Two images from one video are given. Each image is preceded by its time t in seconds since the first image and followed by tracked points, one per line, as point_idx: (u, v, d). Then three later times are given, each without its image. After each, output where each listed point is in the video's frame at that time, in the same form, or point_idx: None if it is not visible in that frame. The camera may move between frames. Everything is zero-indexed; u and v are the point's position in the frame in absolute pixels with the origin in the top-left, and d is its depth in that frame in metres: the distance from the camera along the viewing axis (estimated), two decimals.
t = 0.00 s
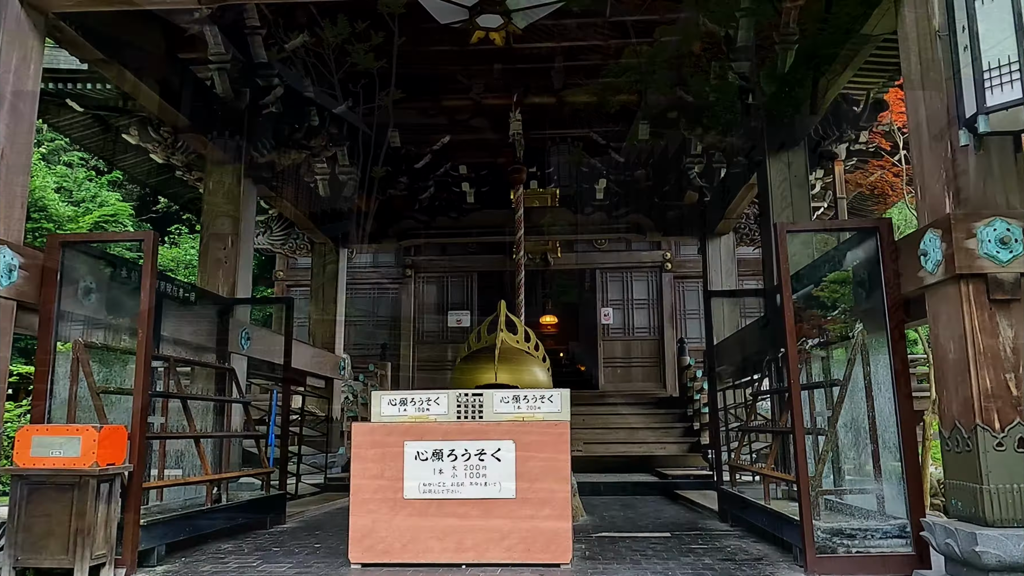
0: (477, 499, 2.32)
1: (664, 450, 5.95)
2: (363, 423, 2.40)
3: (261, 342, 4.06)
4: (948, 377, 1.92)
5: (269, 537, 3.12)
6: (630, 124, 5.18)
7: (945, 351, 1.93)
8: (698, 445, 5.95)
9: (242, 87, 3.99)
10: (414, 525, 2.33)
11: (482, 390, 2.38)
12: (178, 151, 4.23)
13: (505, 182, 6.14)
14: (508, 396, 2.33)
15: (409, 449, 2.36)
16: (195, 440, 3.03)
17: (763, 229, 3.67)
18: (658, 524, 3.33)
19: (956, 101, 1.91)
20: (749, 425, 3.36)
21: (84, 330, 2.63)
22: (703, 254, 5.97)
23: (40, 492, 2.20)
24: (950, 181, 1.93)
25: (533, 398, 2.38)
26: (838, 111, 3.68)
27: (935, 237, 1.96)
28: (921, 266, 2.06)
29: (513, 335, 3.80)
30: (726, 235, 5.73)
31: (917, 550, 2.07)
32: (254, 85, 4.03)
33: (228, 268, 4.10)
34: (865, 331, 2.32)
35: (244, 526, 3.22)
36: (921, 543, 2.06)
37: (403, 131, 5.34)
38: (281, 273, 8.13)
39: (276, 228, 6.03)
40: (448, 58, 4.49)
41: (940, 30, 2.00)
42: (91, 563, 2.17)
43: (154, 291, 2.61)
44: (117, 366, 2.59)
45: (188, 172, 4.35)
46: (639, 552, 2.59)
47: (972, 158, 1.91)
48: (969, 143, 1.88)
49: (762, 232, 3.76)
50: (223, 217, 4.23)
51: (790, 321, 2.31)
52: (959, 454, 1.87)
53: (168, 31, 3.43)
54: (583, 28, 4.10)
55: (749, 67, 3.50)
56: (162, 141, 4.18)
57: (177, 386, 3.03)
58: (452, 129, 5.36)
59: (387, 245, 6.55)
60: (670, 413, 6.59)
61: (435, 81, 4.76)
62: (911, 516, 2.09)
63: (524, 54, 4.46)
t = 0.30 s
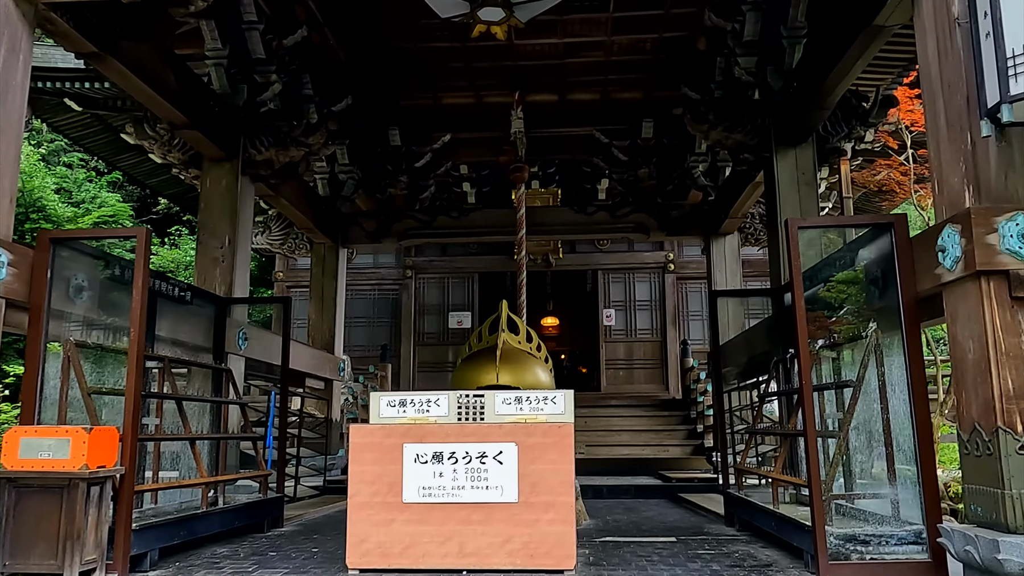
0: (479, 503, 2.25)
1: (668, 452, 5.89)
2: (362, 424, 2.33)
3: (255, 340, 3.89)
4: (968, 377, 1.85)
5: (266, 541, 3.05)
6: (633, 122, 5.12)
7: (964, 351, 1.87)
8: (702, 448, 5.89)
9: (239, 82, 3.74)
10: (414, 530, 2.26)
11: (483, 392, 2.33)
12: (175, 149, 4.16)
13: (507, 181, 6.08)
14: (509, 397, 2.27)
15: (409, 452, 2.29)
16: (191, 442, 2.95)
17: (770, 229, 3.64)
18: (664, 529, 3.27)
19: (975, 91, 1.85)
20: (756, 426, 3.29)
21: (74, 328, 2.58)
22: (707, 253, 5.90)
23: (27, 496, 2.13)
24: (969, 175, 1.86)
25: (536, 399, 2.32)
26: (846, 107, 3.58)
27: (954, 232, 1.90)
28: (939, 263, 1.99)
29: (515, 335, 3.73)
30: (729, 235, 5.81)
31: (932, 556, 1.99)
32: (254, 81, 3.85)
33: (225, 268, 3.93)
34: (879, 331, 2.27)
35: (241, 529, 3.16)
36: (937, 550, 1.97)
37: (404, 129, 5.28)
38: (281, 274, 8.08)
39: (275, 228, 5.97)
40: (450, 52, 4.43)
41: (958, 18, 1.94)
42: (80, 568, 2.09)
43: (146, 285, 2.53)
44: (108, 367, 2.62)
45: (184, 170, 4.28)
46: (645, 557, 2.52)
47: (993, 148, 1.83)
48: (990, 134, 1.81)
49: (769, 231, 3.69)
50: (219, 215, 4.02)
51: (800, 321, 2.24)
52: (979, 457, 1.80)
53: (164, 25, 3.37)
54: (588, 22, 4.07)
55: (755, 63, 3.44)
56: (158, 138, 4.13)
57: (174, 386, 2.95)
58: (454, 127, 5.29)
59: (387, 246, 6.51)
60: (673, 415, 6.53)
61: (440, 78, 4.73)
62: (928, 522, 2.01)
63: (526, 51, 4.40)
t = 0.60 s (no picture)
0: (480, 516, 2.15)
1: (673, 452, 5.79)
2: (358, 434, 2.23)
3: (251, 341, 3.76)
4: (996, 386, 1.74)
5: (261, 552, 2.96)
6: (638, 115, 5.00)
7: (992, 358, 1.76)
8: (707, 447, 5.79)
9: (233, 76, 3.63)
10: (411, 545, 2.16)
11: (484, 398, 2.23)
12: (168, 145, 4.00)
13: (508, 176, 5.96)
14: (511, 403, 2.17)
15: (407, 462, 2.19)
16: (182, 449, 2.85)
17: (781, 227, 3.56)
18: (669, 536, 3.18)
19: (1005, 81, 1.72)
20: (767, 431, 3.18)
21: (58, 333, 2.48)
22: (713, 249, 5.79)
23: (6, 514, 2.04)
24: (998, 170, 1.74)
25: (539, 406, 2.22)
26: (857, 99, 3.45)
27: (980, 231, 1.78)
28: (964, 265, 1.88)
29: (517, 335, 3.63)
30: (735, 230, 5.70)
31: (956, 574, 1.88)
32: (248, 76, 3.70)
33: (220, 267, 3.78)
34: (899, 334, 2.17)
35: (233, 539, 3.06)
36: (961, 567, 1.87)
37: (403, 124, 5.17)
38: (281, 271, 7.99)
39: (272, 224, 5.87)
40: (449, 46, 4.31)
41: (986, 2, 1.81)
42: None
43: (131, 288, 2.40)
44: (94, 376, 2.56)
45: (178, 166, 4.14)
46: (654, 569, 2.42)
47: None
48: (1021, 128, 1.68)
49: (779, 228, 3.58)
50: (211, 211, 3.85)
51: (817, 326, 2.12)
52: (1009, 471, 1.70)
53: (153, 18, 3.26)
54: (590, 12, 3.95)
55: (764, 54, 3.33)
56: (150, 133, 4.01)
57: (166, 392, 2.85)
58: (456, 121, 5.17)
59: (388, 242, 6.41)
60: (678, 414, 6.44)
61: (438, 72, 4.62)
62: (952, 537, 1.91)
63: (527, 42, 4.28)
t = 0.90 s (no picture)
0: (485, 526, 2.08)
1: (677, 452, 5.74)
2: (359, 441, 2.17)
3: (250, 341, 3.70)
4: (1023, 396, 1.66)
5: (259, 559, 2.90)
6: (642, 111, 4.92)
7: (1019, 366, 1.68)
8: (712, 446, 5.74)
9: (231, 72, 3.51)
10: (414, 556, 2.10)
11: (489, 404, 2.24)
12: (164, 142, 3.95)
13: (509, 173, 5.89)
14: (517, 409, 2.20)
15: (409, 471, 2.13)
16: (179, 455, 2.78)
17: (790, 224, 3.48)
18: (676, 542, 3.12)
19: None
20: (776, 436, 3.12)
21: (52, 337, 2.42)
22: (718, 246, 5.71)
23: None
24: None
25: (544, 411, 2.24)
26: (867, 95, 3.38)
27: (1006, 234, 1.70)
28: (988, 268, 1.81)
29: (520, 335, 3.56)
30: (740, 228, 5.64)
31: None
32: (246, 72, 3.59)
33: (218, 266, 3.66)
34: (917, 338, 2.09)
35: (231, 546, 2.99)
36: None
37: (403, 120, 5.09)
38: (281, 268, 7.92)
39: (272, 222, 5.79)
40: (451, 40, 4.23)
41: None
42: None
43: (125, 292, 2.33)
44: (88, 378, 2.45)
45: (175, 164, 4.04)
46: None
47: None
48: None
49: (788, 226, 3.50)
50: (211, 209, 3.75)
51: (834, 332, 2.04)
52: None
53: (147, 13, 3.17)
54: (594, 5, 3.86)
55: (773, 48, 3.24)
56: (146, 131, 3.93)
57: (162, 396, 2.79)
58: (457, 117, 5.09)
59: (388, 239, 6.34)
60: (682, 412, 6.39)
61: (439, 67, 4.54)
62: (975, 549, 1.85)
63: (530, 37, 4.21)
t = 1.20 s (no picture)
0: (495, 533, 2.03)
1: (679, 453, 5.70)
2: (364, 444, 2.11)
3: (249, 341, 3.64)
4: None
5: (260, 564, 2.84)
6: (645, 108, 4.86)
7: None
8: (714, 447, 5.69)
9: (230, 67, 3.41)
10: (421, 563, 2.04)
11: (497, 407, 2.20)
12: (162, 138, 3.82)
13: (509, 170, 5.82)
14: (526, 411, 2.15)
15: (416, 475, 2.07)
16: (178, 458, 2.71)
17: (798, 221, 3.44)
18: (684, 547, 3.07)
19: None
20: (786, 438, 3.08)
21: (47, 337, 2.34)
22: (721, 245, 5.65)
23: None
24: None
25: (553, 414, 2.18)
26: (878, 92, 3.33)
27: None
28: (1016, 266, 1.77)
29: (524, 335, 3.49)
30: (744, 226, 5.58)
31: None
32: (245, 68, 3.51)
33: (217, 264, 3.57)
34: (941, 338, 2.04)
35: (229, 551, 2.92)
36: None
37: (403, 117, 5.01)
38: (277, 267, 7.85)
39: (270, 220, 5.71)
40: (452, 37, 4.17)
41: None
42: None
43: (124, 291, 2.26)
44: (86, 381, 2.40)
45: (173, 161, 3.91)
46: None
47: None
48: None
49: (797, 224, 3.46)
50: (209, 206, 3.65)
51: (856, 332, 1.98)
52: None
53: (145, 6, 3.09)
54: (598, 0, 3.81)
55: (780, 43, 3.19)
56: (144, 126, 3.81)
57: (160, 398, 2.71)
58: (457, 113, 5.02)
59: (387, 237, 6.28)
60: (683, 413, 6.35)
61: (440, 64, 4.47)
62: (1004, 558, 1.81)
63: (533, 33, 4.15)
